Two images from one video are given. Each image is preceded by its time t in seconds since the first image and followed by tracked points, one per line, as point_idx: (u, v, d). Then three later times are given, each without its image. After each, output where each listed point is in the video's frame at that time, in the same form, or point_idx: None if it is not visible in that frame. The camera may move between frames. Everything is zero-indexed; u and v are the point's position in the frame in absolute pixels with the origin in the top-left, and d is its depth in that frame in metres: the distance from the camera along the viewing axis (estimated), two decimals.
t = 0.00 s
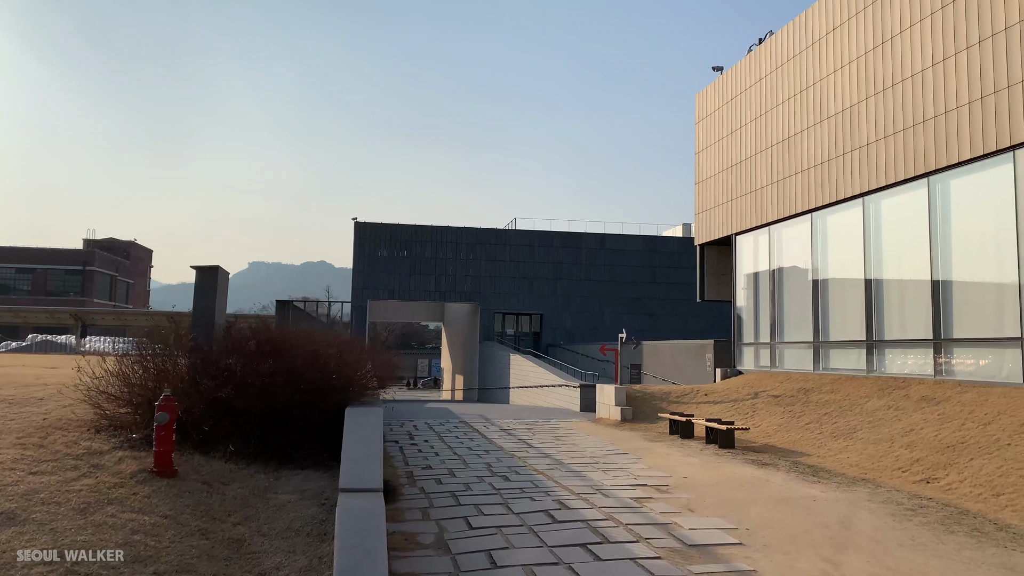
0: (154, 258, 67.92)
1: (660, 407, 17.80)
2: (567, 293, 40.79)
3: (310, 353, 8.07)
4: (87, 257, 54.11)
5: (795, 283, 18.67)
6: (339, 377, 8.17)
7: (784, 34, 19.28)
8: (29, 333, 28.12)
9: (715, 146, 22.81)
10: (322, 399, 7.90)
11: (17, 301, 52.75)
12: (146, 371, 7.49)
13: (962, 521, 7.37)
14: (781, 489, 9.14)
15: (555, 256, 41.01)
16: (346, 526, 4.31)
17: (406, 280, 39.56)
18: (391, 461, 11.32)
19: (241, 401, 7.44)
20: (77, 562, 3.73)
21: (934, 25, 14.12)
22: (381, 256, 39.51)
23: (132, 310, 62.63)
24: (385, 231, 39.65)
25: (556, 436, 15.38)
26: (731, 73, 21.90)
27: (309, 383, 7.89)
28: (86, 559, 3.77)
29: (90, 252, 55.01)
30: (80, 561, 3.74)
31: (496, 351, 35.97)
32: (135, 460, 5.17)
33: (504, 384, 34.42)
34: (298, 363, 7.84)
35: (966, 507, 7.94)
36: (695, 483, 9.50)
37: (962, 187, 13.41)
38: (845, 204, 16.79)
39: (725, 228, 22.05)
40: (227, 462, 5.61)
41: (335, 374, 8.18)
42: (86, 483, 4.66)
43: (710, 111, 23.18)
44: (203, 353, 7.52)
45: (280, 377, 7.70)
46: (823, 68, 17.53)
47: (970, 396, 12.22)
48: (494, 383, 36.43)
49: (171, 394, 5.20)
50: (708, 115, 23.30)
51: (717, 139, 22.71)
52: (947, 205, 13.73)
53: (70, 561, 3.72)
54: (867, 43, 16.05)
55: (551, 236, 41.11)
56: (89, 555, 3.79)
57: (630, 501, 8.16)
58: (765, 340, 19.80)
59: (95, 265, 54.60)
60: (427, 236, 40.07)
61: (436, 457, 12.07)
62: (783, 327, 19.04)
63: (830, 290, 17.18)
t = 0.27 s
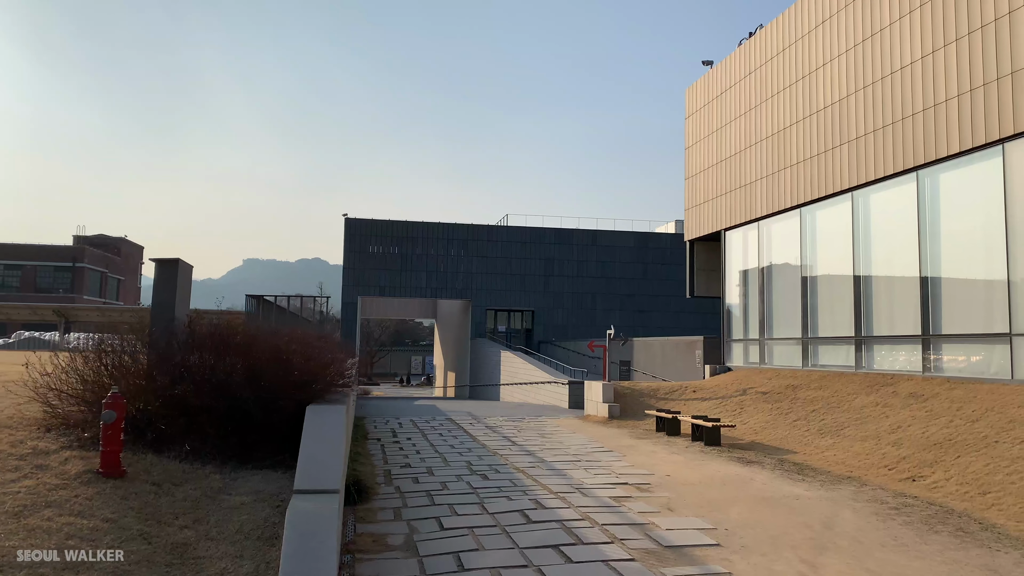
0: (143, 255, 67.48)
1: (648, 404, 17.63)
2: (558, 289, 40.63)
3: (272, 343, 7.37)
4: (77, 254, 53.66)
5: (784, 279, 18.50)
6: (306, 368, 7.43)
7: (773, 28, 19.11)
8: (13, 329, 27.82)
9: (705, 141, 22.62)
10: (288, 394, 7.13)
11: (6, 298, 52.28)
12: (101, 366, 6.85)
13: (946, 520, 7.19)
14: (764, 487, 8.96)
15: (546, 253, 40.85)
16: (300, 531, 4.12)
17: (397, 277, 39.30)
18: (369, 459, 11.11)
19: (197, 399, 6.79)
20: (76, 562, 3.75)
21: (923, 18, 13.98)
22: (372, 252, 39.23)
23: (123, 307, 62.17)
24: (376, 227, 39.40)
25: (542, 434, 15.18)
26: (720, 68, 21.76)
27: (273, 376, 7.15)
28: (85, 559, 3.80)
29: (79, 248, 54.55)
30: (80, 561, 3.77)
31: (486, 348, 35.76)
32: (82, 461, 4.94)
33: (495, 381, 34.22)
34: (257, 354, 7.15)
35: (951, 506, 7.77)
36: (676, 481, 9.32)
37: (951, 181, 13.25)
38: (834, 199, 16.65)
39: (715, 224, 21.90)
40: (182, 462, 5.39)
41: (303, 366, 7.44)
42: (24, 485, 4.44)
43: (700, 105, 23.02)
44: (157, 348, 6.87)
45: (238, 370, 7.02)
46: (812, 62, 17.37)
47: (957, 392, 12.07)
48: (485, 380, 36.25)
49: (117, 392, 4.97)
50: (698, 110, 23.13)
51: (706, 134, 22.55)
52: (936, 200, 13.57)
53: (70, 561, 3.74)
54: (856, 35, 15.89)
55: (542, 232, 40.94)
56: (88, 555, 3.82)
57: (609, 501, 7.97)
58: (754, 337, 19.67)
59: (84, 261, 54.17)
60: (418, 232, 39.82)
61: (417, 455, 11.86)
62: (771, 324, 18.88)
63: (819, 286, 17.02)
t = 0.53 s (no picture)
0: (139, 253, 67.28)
1: (640, 403, 17.47)
2: (554, 288, 40.46)
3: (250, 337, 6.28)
4: (71, 252, 53.47)
5: (778, 278, 18.33)
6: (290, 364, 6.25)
7: (767, 23, 18.93)
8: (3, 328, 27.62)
9: (699, 137, 22.45)
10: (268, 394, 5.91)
11: None
12: (56, 367, 5.98)
13: (936, 524, 7.01)
14: (752, 489, 8.78)
15: (542, 251, 40.68)
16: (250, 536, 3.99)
17: (392, 275, 39.12)
18: (352, 461, 10.92)
19: (158, 400, 5.75)
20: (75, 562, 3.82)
21: (916, 12, 13.82)
22: (366, 250, 39.03)
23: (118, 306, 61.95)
24: (371, 225, 39.24)
25: (531, 433, 15.01)
26: (713, 64, 21.59)
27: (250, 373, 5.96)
28: (84, 559, 3.85)
29: (74, 246, 54.34)
30: (79, 561, 3.82)
31: (481, 346, 35.60)
32: (32, 466, 4.75)
33: (489, 379, 34.06)
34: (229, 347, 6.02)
35: (941, 509, 7.59)
36: (662, 482, 9.14)
37: (944, 178, 13.08)
38: (827, 197, 16.49)
39: (709, 221, 21.73)
40: (140, 468, 5.21)
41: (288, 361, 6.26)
42: None
43: (694, 102, 22.84)
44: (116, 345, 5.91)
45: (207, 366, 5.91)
46: (805, 58, 17.21)
47: (951, 392, 11.90)
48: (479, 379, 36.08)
49: (71, 393, 4.79)
50: (692, 107, 22.96)
51: (700, 131, 22.37)
52: (929, 196, 13.40)
53: (69, 560, 3.80)
54: (848, 31, 15.72)
55: (538, 230, 40.77)
56: (89, 555, 3.88)
57: (591, 504, 7.79)
58: (747, 335, 19.50)
59: (79, 260, 53.97)
60: (413, 230, 39.64)
61: (403, 456, 11.66)
62: (765, 322, 18.72)
63: (813, 284, 16.85)
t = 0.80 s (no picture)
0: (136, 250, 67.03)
1: (633, 400, 17.27)
2: (551, 285, 40.26)
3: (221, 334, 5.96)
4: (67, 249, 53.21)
5: (774, 273, 18.13)
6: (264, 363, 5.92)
7: (762, 16, 18.69)
8: None
9: (695, 132, 22.22)
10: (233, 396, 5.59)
11: None
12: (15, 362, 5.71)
13: (929, 525, 6.81)
14: (741, 489, 8.58)
15: (539, 247, 40.47)
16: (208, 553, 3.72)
17: (388, 272, 38.89)
18: (336, 459, 10.71)
19: (117, 399, 5.53)
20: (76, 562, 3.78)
21: (912, 3, 13.60)
22: (362, 247, 38.79)
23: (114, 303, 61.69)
24: (366, 222, 39.01)
25: (522, 431, 14.81)
26: (709, 58, 21.37)
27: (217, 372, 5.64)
28: (85, 559, 3.81)
29: (69, 243, 54.07)
30: (80, 561, 3.79)
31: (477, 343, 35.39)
32: None
33: (485, 376, 33.86)
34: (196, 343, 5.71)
35: (935, 510, 7.38)
36: (650, 481, 8.94)
37: (941, 172, 12.87)
38: (823, 191, 16.28)
39: (704, 217, 21.54)
40: (95, 471, 5.00)
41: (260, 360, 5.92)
42: None
43: (689, 96, 22.60)
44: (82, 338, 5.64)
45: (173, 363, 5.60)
46: (800, 51, 16.99)
47: (947, 389, 11.70)
48: (475, 376, 35.87)
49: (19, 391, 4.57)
50: (687, 101, 22.74)
51: (696, 125, 22.16)
52: (925, 190, 13.18)
53: (70, 560, 3.77)
54: (844, 22, 15.49)
55: (535, 227, 40.55)
56: (90, 556, 3.84)
57: (576, 504, 7.57)
58: (742, 332, 19.31)
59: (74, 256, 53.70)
60: (409, 226, 39.43)
61: (389, 454, 11.46)
62: (760, 319, 18.53)
63: (808, 280, 16.64)
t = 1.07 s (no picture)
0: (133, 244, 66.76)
1: (629, 395, 17.04)
2: (548, 279, 40.03)
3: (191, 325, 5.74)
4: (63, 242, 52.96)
5: (771, 267, 17.90)
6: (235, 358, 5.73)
7: (761, 5, 18.42)
8: None
9: (691, 124, 21.96)
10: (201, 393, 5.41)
11: None
12: None
13: (926, 524, 6.59)
14: (734, 486, 8.36)
15: (536, 241, 40.22)
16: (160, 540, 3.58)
17: (385, 266, 38.63)
18: (322, 455, 10.49)
19: (74, 391, 5.26)
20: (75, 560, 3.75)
21: None
22: (358, 241, 38.52)
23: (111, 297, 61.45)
24: (363, 216, 38.77)
25: (515, 426, 14.58)
26: (707, 49, 21.11)
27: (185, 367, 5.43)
28: (85, 559, 3.78)
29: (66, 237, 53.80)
30: (79, 560, 3.76)
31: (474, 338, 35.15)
32: None
33: (482, 371, 33.62)
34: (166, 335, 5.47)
35: (932, 508, 7.16)
36: (640, 478, 8.72)
37: (940, 163, 12.63)
38: (820, 183, 16.04)
39: (701, 210, 21.29)
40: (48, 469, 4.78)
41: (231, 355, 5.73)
42: None
43: (686, 88, 22.34)
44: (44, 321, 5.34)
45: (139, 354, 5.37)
46: (799, 41, 16.73)
47: (945, 383, 11.48)
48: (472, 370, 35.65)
49: None
50: (684, 93, 22.48)
51: (693, 117, 21.91)
52: (924, 181, 12.94)
53: (68, 560, 3.75)
54: (843, 11, 15.23)
55: (532, 220, 40.30)
56: (90, 555, 3.80)
57: (562, 501, 7.35)
58: (740, 326, 19.09)
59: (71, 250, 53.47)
60: (406, 220, 39.16)
61: (377, 449, 11.24)
62: (757, 313, 18.31)
63: (806, 273, 16.41)
